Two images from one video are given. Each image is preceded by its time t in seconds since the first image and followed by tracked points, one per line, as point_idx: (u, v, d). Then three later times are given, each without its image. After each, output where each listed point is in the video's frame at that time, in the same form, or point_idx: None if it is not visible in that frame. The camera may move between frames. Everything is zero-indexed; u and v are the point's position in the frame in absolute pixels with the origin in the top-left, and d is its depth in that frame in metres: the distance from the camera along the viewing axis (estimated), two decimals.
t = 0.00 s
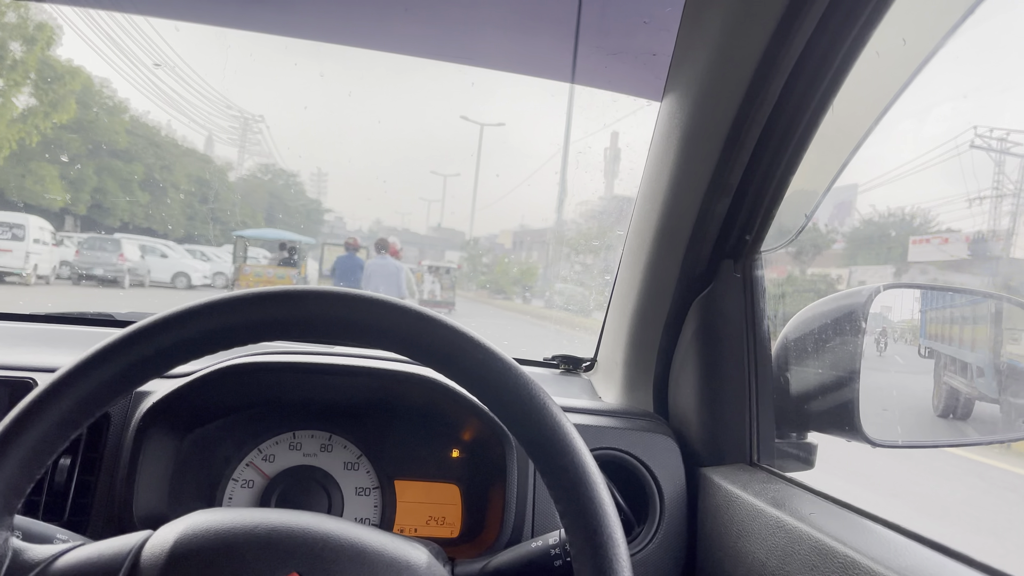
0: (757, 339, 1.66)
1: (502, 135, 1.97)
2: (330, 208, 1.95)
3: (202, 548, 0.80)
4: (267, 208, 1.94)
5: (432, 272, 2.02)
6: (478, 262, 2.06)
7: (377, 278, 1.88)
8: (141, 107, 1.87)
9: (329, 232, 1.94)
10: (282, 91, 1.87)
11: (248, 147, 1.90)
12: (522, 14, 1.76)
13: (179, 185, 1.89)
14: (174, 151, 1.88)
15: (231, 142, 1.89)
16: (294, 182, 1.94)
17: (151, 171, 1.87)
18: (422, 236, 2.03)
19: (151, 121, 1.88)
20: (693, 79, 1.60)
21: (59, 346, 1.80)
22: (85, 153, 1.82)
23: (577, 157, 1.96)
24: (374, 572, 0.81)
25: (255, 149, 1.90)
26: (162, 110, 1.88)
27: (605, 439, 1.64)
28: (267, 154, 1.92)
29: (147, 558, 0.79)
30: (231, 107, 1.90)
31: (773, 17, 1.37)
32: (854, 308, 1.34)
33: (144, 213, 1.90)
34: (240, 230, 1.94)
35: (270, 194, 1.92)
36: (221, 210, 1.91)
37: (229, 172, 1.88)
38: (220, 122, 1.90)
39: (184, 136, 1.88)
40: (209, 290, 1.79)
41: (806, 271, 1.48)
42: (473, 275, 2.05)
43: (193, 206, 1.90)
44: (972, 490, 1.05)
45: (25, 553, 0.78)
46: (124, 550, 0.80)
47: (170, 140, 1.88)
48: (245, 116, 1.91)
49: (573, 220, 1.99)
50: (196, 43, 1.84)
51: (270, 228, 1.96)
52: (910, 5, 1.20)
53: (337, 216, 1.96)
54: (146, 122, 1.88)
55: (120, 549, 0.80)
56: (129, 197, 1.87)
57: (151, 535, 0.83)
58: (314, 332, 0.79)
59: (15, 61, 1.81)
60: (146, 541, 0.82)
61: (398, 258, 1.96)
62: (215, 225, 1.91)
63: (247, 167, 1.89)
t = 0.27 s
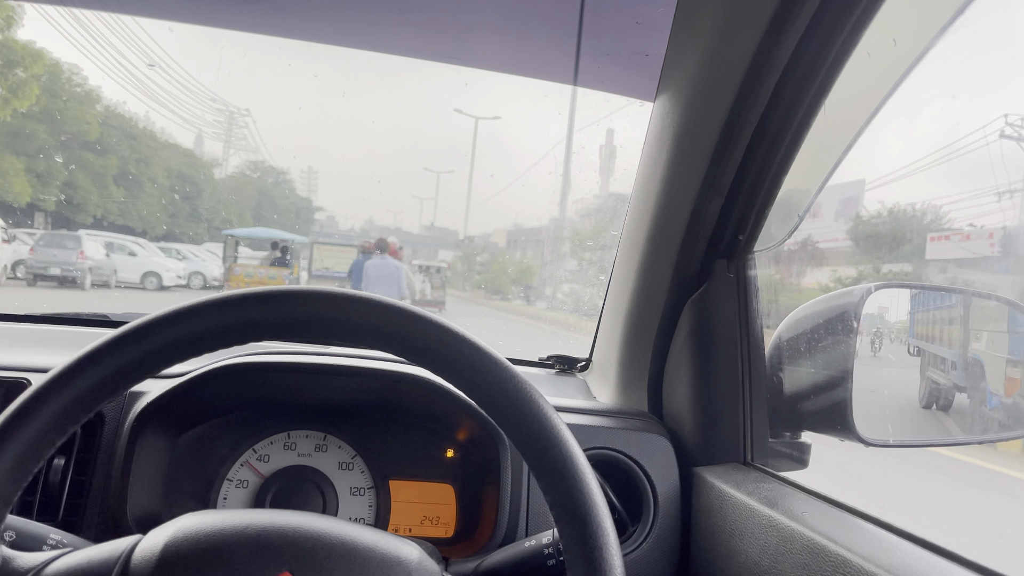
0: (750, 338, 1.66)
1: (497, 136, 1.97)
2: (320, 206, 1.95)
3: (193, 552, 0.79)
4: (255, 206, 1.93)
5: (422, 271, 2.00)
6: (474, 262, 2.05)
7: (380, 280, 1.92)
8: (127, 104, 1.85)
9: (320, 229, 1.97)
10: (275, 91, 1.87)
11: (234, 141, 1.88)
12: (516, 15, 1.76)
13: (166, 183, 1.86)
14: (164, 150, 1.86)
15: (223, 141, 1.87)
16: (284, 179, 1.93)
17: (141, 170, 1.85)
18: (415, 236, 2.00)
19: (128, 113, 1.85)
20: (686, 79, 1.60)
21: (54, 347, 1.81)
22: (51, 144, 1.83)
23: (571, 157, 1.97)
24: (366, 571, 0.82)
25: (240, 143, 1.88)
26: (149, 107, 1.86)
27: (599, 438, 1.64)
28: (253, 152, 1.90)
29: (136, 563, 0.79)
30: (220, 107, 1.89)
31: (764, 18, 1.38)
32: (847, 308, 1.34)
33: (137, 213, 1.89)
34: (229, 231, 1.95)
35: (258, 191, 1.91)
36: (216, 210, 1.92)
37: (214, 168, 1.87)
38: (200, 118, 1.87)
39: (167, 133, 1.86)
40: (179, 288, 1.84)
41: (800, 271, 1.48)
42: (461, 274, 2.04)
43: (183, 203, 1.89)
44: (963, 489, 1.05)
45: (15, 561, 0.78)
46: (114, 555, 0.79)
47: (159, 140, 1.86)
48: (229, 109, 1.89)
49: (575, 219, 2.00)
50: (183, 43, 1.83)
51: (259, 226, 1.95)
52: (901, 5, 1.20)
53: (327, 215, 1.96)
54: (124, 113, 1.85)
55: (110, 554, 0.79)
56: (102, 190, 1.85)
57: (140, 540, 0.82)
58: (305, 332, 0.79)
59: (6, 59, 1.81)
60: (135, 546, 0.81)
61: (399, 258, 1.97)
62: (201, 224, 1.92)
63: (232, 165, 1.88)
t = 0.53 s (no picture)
0: (748, 340, 1.66)
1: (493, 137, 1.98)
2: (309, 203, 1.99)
3: (191, 557, 0.79)
4: (243, 203, 1.93)
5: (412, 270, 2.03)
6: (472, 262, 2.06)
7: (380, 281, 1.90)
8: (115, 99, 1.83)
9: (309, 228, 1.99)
10: (273, 92, 1.88)
11: (218, 135, 1.89)
12: (514, 18, 1.76)
13: (162, 187, 1.88)
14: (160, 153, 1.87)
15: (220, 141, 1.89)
16: (274, 176, 1.95)
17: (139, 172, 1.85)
18: (409, 235, 2.04)
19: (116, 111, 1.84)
20: (684, 81, 1.61)
21: (51, 350, 1.80)
22: (16, 135, 1.83)
23: (568, 159, 1.97)
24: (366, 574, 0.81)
25: (226, 137, 1.89)
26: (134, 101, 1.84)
27: (597, 441, 1.64)
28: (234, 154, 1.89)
29: (135, 569, 0.78)
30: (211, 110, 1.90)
31: (761, 21, 1.38)
32: (844, 310, 1.34)
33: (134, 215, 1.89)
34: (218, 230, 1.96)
35: (247, 189, 1.91)
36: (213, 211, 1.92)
37: (200, 164, 1.88)
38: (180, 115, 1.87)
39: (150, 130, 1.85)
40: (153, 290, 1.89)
41: (797, 273, 1.49)
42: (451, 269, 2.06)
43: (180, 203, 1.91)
44: (960, 490, 1.06)
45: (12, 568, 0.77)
46: (112, 561, 0.79)
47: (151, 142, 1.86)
48: (215, 102, 1.90)
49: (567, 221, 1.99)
50: (169, 41, 1.83)
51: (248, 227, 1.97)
52: (898, 9, 1.21)
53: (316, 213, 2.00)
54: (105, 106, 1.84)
55: (108, 560, 0.79)
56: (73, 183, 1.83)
57: (138, 545, 0.82)
58: (304, 335, 0.79)
59: None
60: (133, 552, 0.81)
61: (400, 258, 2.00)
62: (183, 220, 1.92)
63: (218, 162, 1.88)
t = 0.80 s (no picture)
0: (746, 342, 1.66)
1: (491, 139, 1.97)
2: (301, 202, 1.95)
3: (188, 560, 0.79)
4: (232, 202, 1.89)
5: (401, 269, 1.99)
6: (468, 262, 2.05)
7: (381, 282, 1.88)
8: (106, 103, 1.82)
9: (301, 227, 1.96)
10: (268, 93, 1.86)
11: (202, 129, 1.87)
12: (512, 20, 1.76)
13: (149, 189, 1.82)
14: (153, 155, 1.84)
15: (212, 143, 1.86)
16: (264, 173, 1.92)
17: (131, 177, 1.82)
18: (403, 234, 2.01)
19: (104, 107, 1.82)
20: (681, 84, 1.61)
21: (47, 352, 1.80)
22: None
23: (566, 161, 1.97)
24: None
25: (210, 131, 1.87)
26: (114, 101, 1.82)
27: (595, 443, 1.64)
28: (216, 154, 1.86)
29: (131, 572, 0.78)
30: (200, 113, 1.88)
31: (759, 24, 1.39)
32: (843, 312, 1.34)
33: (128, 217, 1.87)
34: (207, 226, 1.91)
35: (236, 186, 1.87)
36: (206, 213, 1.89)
37: (184, 159, 1.85)
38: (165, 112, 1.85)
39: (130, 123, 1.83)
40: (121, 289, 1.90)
41: (795, 275, 1.49)
42: (441, 267, 2.04)
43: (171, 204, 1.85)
44: (958, 492, 1.06)
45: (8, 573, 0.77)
46: (109, 564, 0.78)
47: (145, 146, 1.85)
48: (199, 93, 1.88)
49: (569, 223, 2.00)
50: (156, 43, 1.82)
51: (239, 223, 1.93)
52: (895, 11, 1.21)
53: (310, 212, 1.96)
54: (89, 104, 1.81)
55: (104, 563, 0.78)
56: (41, 175, 1.79)
57: (135, 549, 0.81)
58: (301, 338, 0.79)
59: None
60: (130, 555, 0.80)
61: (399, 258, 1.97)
62: (164, 216, 1.86)
63: (203, 159, 1.85)
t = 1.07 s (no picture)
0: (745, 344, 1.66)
1: (490, 141, 1.97)
2: (293, 200, 1.95)
3: (188, 563, 0.79)
4: (221, 199, 1.89)
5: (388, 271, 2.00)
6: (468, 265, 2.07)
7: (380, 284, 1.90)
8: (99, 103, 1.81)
9: (295, 227, 1.97)
10: (263, 94, 1.85)
11: (186, 122, 1.86)
12: (511, 21, 1.77)
13: (149, 191, 1.83)
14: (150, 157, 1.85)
15: (208, 144, 1.87)
16: (254, 171, 1.92)
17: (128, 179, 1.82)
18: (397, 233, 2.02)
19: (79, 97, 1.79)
20: (682, 86, 1.61)
21: (46, 354, 1.79)
22: None
23: (565, 163, 1.97)
24: None
25: (195, 124, 1.87)
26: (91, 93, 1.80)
27: (595, 444, 1.64)
28: (197, 148, 1.85)
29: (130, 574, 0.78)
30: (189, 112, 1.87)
31: (758, 26, 1.39)
32: (842, 314, 1.35)
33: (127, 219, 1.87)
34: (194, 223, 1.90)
35: (226, 183, 1.88)
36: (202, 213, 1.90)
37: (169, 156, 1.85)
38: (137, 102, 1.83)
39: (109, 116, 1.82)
40: (81, 288, 1.92)
41: (795, 278, 1.49)
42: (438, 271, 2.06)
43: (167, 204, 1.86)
44: (958, 494, 1.06)
45: None
46: (108, 566, 0.78)
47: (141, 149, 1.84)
48: (182, 85, 1.86)
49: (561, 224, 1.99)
50: (147, 44, 1.82)
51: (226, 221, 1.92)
52: (896, 15, 1.21)
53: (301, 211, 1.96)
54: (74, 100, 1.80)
55: (104, 566, 0.78)
56: (4, 166, 1.77)
57: (135, 551, 0.81)
58: (303, 341, 0.79)
59: None
60: (129, 558, 0.80)
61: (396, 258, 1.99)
62: (146, 215, 1.86)
63: (185, 154, 1.84)
